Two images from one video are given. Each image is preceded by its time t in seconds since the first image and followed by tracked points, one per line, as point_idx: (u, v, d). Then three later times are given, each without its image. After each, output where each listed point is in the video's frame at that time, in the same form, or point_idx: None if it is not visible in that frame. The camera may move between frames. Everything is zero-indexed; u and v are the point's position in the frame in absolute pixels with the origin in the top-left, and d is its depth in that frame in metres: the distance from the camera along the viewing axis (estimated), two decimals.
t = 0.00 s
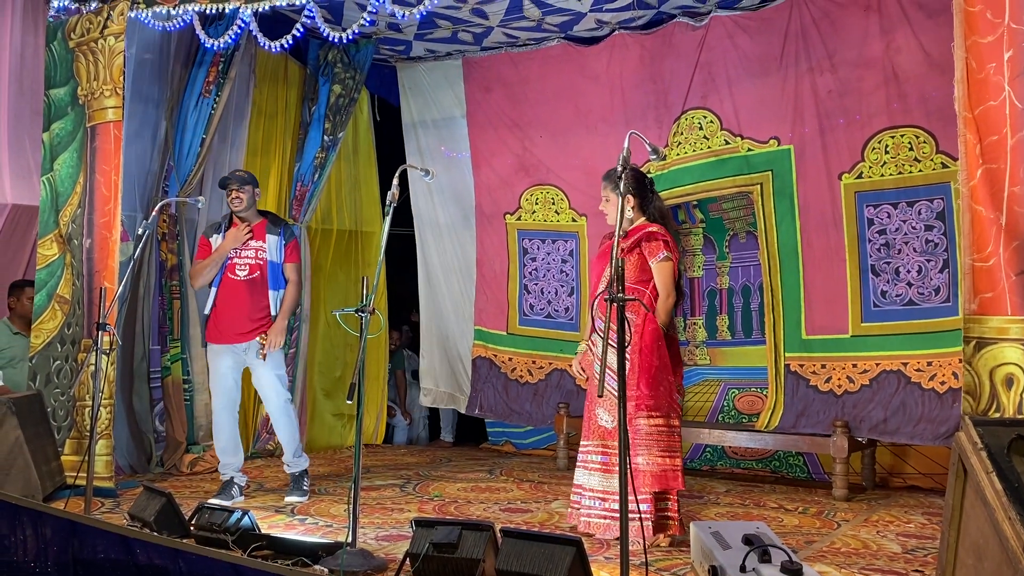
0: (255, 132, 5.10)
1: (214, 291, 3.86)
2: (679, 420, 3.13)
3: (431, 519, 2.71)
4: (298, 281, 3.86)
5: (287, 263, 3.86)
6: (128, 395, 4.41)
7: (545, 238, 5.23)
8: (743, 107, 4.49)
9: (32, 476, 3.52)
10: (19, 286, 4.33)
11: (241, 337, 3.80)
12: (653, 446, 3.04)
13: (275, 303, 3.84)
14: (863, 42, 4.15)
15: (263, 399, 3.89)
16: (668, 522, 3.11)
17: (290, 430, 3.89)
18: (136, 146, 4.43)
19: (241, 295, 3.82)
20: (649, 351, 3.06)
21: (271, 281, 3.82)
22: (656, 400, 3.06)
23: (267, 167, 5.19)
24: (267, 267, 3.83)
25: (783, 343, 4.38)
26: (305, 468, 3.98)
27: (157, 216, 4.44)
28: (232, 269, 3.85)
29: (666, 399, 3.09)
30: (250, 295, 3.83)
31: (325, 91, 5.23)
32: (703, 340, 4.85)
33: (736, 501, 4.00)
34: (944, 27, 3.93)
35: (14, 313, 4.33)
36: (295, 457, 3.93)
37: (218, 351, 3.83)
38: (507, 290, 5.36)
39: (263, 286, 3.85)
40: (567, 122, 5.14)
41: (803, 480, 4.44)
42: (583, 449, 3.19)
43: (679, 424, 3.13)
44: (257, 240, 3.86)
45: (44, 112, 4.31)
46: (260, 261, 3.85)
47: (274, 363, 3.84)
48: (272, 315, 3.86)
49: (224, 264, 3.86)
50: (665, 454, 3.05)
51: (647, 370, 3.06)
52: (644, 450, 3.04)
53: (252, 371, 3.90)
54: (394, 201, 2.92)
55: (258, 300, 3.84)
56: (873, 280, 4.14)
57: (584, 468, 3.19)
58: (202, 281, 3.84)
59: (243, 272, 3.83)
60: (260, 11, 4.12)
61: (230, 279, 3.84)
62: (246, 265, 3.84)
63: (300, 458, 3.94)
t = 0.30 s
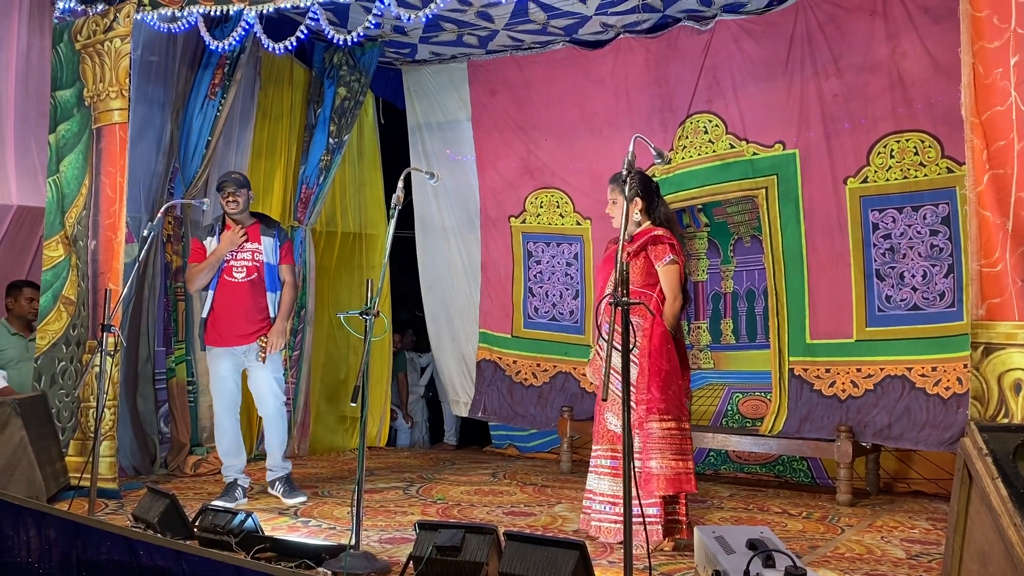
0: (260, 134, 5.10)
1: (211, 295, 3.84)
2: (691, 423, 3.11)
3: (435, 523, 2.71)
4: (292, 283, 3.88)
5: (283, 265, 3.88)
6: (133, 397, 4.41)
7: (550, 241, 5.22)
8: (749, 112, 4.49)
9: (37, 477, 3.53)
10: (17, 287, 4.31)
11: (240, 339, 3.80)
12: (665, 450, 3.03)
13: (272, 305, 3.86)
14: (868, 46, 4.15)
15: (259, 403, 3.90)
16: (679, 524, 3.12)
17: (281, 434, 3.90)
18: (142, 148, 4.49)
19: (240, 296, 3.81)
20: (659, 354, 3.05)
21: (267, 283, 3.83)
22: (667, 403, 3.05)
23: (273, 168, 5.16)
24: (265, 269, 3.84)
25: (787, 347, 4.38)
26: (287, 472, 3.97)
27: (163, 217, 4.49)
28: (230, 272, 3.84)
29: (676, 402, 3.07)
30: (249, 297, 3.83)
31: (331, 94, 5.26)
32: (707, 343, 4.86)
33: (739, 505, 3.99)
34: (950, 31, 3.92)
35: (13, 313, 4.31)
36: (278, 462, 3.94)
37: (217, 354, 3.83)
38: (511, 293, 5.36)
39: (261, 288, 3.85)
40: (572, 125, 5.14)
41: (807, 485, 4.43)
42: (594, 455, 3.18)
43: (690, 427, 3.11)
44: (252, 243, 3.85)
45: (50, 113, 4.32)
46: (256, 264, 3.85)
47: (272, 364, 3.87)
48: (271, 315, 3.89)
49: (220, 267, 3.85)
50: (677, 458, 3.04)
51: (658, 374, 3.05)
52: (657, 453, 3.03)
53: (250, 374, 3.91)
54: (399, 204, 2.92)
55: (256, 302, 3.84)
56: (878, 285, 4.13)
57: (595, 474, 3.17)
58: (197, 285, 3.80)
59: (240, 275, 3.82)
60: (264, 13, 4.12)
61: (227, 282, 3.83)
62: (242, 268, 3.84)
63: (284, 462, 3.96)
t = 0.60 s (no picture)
0: (265, 136, 5.10)
1: (216, 298, 3.82)
2: (701, 426, 3.11)
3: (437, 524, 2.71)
4: (296, 283, 3.93)
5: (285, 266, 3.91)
6: (137, 398, 4.41)
7: (554, 243, 5.22)
8: (754, 115, 4.48)
9: (41, 477, 3.53)
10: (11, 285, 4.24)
11: (247, 341, 3.81)
12: (676, 451, 3.02)
13: (279, 307, 3.87)
14: (874, 50, 4.14)
15: (264, 405, 3.91)
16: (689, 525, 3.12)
17: (281, 437, 3.91)
18: (147, 149, 4.49)
19: (247, 301, 3.81)
20: (669, 356, 3.05)
21: (274, 286, 3.85)
22: (678, 404, 3.04)
23: (278, 170, 5.18)
24: (269, 271, 3.85)
25: (791, 350, 4.37)
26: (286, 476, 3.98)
27: (168, 218, 4.50)
28: (235, 274, 3.83)
29: (686, 403, 3.07)
30: (255, 300, 3.83)
31: (335, 95, 5.26)
32: (712, 346, 4.86)
33: (742, 509, 3.98)
34: (955, 35, 3.91)
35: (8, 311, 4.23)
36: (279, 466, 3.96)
37: (223, 356, 3.84)
38: (516, 295, 5.36)
39: (266, 290, 3.85)
40: (577, 127, 5.14)
41: (810, 489, 4.42)
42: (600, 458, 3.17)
43: (700, 429, 3.11)
44: (256, 245, 3.85)
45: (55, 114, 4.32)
46: (262, 265, 3.85)
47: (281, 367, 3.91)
48: (276, 320, 3.89)
49: (225, 269, 3.82)
50: (688, 458, 3.03)
51: (669, 375, 3.04)
52: (668, 454, 3.02)
53: (254, 375, 3.92)
54: (403, 206, 2.91)
55: (262, 304, 3.84)
56: (882, 288, 4.12)
57: (602, 476, 3.17)
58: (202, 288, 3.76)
59: (246, 278, 3.81)
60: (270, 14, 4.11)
61: (233, 285, 3.81)
62: (248, 270, 3.83)
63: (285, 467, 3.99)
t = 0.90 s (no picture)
0: (270, 138, 5.11)
1: (223, 300, 3.83)
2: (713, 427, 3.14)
3: (440, 526, 2.71)
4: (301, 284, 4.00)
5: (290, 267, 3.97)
6: (141, 399, 4.42)
7: (560, 245, 5.22)
8: (759, 118, 4.48)
9: (45, 477, 3.54)
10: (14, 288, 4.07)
11: (255, 341, 3.84)
12: (693, 453, 3.02)
13: (285, 307, 3.91)
14: (879, 53, 4.13)
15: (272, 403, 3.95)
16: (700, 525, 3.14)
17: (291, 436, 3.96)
18: (153, 151, 4.50)
19: (253, 302, 3.83)
20: (681, 358, 3.05)
21: (280, 288, 3.88)
22: (693, 405, 3.05)
23: (282, 172, 5.19)
24: (275, 273, 3.88)
25: (795, 354, 4.36)
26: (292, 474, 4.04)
27: (173, 220, 4.51)
28: (242, 277, 3.84)
29: (700, 405, 3.09)
30: (262, 303, 3.85)
31: (340, 98, 5.28)
32: (716, 349, 4.84)
33: (746, 513, 3.98)
34: (961, 38, 3.91)
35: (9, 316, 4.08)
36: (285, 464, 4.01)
37: (229, 356, 3.85)
38: (521, 297, 5.36)
39: (272, 292, 3.88)
40: (582, 130, 5.14)
41: (815, 493, 4.40)
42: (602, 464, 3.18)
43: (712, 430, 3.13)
44: (261, 247, 3.88)
45: (61, 116, 4.36)
46: (267, 268, 3.87)
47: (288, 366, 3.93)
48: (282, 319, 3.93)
49: (231, 271, 3.83)
50: (704, 459, 3.05)
51: (682, 377, 3.04)
52: (685, 456, 3.01)
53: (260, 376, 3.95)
54: (408, 208, 2.91)
55: (268, 307, 3.87)
56: (887, 292, 4.11)
57: (606, 481, 3.16)
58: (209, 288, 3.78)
59: (253, 280, 3.84)
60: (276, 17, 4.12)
61: (241, 287, 3.83)
62: (255, 273, 3.85)
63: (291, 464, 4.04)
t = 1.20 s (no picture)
0: (277, 138, 5.13)
1: (235, 300, 3.85)
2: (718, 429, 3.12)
3: (444, 526, 2.71)
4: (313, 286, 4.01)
5: (301, 269, 3.98)
6: (146, 398, 4.43)
7: (565, 246, 5.22)
8: (764, 119, 4.47)
9: (51, 477, 3.55)
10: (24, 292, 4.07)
11: (266, 343, 3.85)
12: (702, 452, 3.00)
13: (296, 309, 3.93)
14: (884, 55, 4.13)
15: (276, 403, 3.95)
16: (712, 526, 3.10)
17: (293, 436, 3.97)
18: (158, 151, 4.51)
19: (266, 302, 3.85)
20: (692, 356, 3.03)
21: (291, 289, 3.91)
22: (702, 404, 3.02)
23: (288, 173, 5.19)
24: (288, 275, 3.90)
25: (800, 355, 4.36)
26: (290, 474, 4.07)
27: (179, 220, 4.50)
28: (254, 277, 3.88)
29: (708, 406, 3.07)
30: (274, 305, 3.87)
31: (346, 98, 5.30)
32: (721, 350, 4.85)
33: (750, 514, 3.98)
34: (967, 40, 3.90)
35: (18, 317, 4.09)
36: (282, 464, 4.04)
37: (241, 356, 3.86)
38: (526, 298, 5.36)
39: (284, 294, 3.90)
40: (587, 131, 5.14)
41: (819, 495, 4.40)
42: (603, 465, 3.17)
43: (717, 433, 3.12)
44: (274, 249, 3.91)
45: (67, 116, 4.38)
46: (280, 268, 3.91)
47: (297, 371, 3.95)
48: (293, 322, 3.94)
49: (244, 270, 3.87)
50: (712, 460, 3.03)
51: (692, 375, 3.03)
52: (694, 455, 2.99)
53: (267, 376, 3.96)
54: (413, 209, 2.91)
55: (280, 309, 3.88)
56: (892, 293, 4.11)
57: (606, 481, 3.17)
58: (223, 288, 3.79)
59: (266, 281, 3.87)
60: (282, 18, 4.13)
61: (254, 287, 3.86)
62: (268, 273, 3.89)
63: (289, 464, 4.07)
